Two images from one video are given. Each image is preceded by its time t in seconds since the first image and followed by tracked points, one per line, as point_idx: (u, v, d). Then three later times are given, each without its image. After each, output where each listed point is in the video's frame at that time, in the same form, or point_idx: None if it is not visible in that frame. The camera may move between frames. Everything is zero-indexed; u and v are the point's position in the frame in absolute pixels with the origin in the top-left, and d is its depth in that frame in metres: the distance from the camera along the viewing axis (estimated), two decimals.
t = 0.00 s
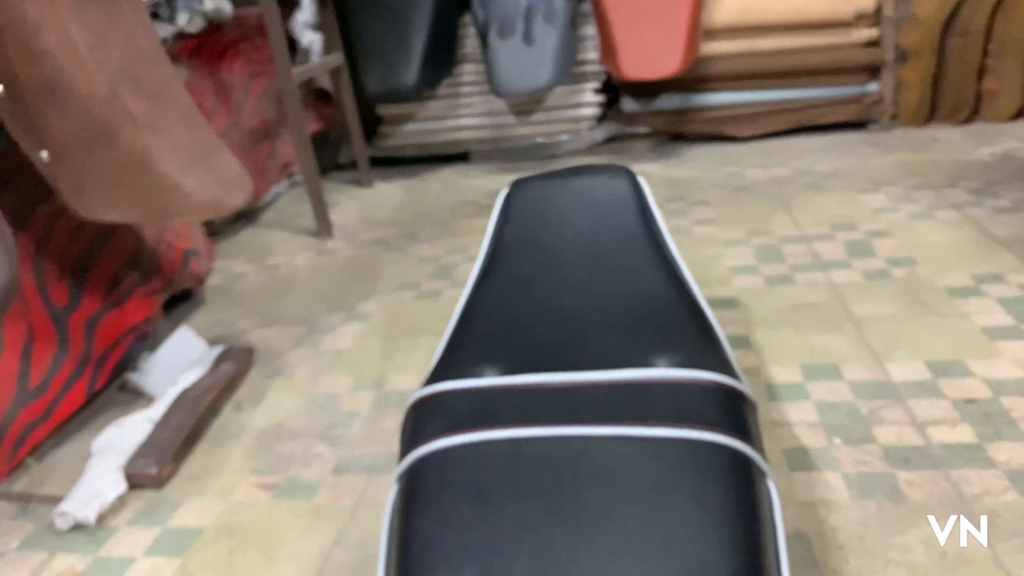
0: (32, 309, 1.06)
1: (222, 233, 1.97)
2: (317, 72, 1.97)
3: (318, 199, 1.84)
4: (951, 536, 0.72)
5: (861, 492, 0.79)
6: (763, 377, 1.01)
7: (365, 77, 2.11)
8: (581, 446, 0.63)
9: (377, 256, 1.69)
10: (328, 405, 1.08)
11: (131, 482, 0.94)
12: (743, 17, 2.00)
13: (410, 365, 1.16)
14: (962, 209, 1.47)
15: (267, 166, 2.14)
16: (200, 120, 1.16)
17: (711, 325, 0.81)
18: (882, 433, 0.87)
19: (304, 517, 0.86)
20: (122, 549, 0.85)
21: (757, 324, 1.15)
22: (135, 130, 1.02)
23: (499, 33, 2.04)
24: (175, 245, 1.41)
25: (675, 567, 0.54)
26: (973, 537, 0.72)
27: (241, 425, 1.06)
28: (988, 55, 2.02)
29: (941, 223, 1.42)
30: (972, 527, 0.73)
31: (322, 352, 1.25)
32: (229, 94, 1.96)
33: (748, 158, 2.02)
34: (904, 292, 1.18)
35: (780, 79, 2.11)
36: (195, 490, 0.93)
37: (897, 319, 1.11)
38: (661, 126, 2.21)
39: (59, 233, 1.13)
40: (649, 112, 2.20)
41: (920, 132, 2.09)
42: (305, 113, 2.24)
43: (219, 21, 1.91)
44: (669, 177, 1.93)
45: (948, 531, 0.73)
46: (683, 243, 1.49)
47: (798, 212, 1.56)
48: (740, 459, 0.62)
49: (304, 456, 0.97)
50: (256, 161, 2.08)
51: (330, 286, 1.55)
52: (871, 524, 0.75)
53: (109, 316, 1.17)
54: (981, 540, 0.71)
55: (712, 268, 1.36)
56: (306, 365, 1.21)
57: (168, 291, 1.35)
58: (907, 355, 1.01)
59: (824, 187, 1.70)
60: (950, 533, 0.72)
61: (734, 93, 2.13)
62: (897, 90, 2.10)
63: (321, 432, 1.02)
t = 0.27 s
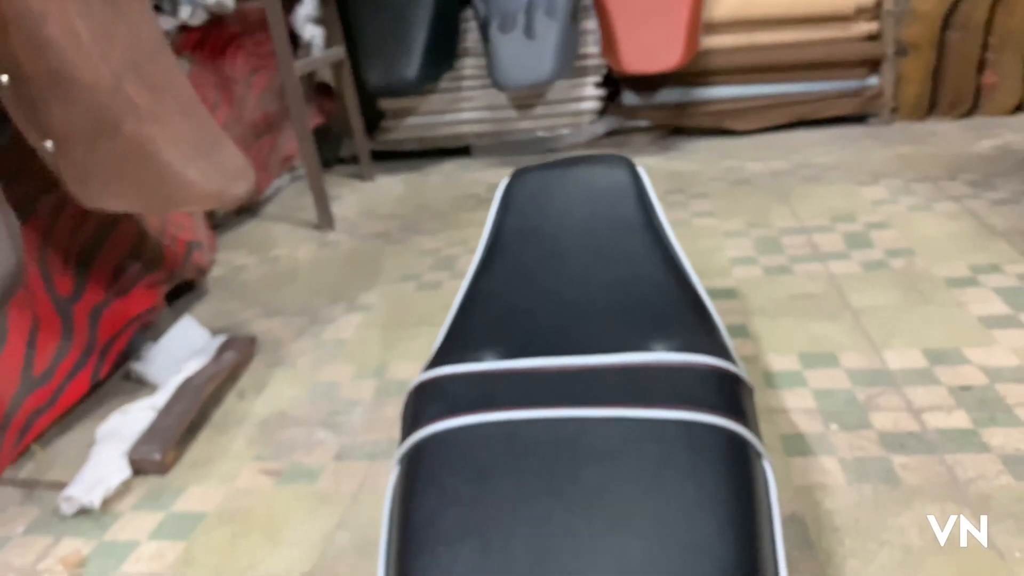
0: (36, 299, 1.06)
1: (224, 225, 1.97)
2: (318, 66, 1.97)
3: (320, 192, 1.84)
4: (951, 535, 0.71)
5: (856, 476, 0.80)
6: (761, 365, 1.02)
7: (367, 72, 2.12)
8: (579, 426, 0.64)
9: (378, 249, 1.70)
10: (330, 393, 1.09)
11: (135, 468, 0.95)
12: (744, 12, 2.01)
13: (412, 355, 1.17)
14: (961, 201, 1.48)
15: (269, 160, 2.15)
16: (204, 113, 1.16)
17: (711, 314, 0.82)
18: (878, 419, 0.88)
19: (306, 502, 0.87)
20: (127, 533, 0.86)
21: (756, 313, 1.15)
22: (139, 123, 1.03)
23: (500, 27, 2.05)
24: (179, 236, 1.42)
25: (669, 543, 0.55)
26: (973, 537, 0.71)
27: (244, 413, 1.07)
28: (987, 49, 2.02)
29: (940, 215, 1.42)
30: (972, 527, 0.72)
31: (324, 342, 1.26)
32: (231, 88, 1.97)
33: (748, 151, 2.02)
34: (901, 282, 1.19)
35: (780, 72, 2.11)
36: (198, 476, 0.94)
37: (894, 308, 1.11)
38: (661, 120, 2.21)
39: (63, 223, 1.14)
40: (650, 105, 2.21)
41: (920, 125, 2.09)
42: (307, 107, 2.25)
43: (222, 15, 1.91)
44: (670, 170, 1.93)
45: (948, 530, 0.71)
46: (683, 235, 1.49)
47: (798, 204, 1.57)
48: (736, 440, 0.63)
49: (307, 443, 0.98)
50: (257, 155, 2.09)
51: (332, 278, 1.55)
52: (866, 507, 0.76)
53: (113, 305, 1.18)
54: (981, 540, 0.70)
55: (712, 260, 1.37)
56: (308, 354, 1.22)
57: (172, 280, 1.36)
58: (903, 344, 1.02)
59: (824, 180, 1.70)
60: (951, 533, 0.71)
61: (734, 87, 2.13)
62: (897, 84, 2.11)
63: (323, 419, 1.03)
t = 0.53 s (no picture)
0: (39, 278, 1.07)
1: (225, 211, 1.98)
2: (318, 51, 1.98)
3: (320, 177, 1.85)
4: (950, 535, 0.69)
5: (850, 446, 0.81)
6: (757, 342, 1.03)
7: (366, 58, 2.13)
8: (575, 394, 0.65)
9: (379, 232, 1.71)
10: (331, 371, 1.11)
11: (139, 444, 0.96)
12: None
13: (412, 334, 1.18)
14: (957, 183, 1.49)
15: (270, 146, 2.15)
16: (204, 93, 1.17)
17: (705, 287, 0.83)
18: (872, 392, 0.89)
19: (309, 474, 0.88)
20: (131, 505, 0.87)
21: (753, 292, 1.16)
22: (140, 102, 1.03)
23: (500, 12, 2.05)
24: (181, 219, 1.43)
25: (663, 505, 0.57)
26: (973, 537, 0.68)
27: (246, 391, 1.08)
28: (986, 34, 2.02)
29: (936, 196, 1.43)
30: (972, 526, 0.69)
31: (325, 322, 1.27)
32: (231, 73, 1.97)
33: (746, 136, 2.03)
34: (897, 261, 1.20)
35: (779, 58, 2.12)
36: (201, 451, 0.95)
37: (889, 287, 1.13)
38: (660, 105, 2.22)
39: (66, 203, 1.15)
40: (649, 91, 2.21)
41: (918, 110, 2.09)
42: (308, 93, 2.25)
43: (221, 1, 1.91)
44: (668, 154, 1.94)
45: (948, 530, 0.69)
46: (681, 217, 1.50)
47: (795, 187, 1.58)
48: (730, 407, 0.64)
49: (308, 418, 1.00)
50: (258, 140, 2.09)
51: (332, 261, 1.56)
52: (859, 476, 0.77)
53: (115, 286, 1.19)
54: (981, 540, 0.68)
55: (709, 241, 1.38)
56: (309, 334, 1.23)
57: (173, 262, 1.37)
58: (897, 320, 1.03)
59: (821, 163, 1.71)
60: (950, 532, 0.69)
61: (733, 72, 2.14)
62: (895, 69, 2.11)
63: (325, 396, 1.04)
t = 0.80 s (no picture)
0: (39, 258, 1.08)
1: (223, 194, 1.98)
2: (315, 33, 1.97)
3: (318, 159, 1.85)
4: (950, 535, 0.66)
5: (844, 416, 0.82)
6: (754, 316, 1.04)
7: (364, 39, 2.12)
8: (572, 363, 0.66)
9: (377, 214, 1.71)
10: (331, 348, 1.11)
11: (140, 420, 0.97)
12: None
13: (411, 312, 1.19)
14: (953, 160, 1.49)
15: (269, 129, 2.15)
16: (203, 73, 1.17)
17: (701, 262, 0.83)
18: (866, 363, 0.90)
19: (309, 447, 0.89)
20: (134, 479, 0.88)
21: (749, 269, 1.17)
22: (139, 80, 1.04)
23: None
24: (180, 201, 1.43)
25: (659, 470, 0.58)
26: (973, 537, 0.66)
27: (246, 368, 1.09)
28: (983, 13, 2.02)
29: (931, 174, 1.44)
30: (972, 526, 0.67)
31: (325, 301, 1.28)
32: (229, 56, 1.97)
33: (744, 117, 2.03)
34: (892, 237, 1.21)
35: (777, 38, 2.11)
36: (203, 426, 0.96)
37: (884, 262, 1.13)
38: (658, 87, 2.21)
39: (65, 184, 1.15)
40: (647, 73, 2.21)
41: (915, 90, 2.10)
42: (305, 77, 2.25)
43: None
44: (666, 135, 1.94)
45: (948, 530, 0.67)
46: (678, 196, 1.51)
47: (792, 166, 1.58)
48: (725, 375, 0.65)
49: (309, 394, 1.01)
50: (257, 124, 2.09)
51: (331, 242, 1.57)
52: (852, 444, 0.78)
53: (116, 266, 1.20)
54: (982, 540, 0.65)
55: (706, 219, 1.39)
56: (309, 313, 1.24)
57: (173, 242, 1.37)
58: (892, 294, 1.04)
59: (818, 143, 1.71)
60: (950, 533, 0.66)
61: (731, 53, 2.13)
62: (892, 49, 2.11)
63: (325, 372, 1.05)
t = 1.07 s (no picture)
0: (39, 241, 1.08)
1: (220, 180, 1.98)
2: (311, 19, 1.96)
3: (315, 145, 1.85)
4: (950, 536, 0.64)
5: (837, 392, 0.83)
6: (749, 296, 1.04)
7: (360, 25, 2.12)
8: (567, 337, 0.66)
9: (374, 199, 1.71)
10: (329, 330, 1.12)
11: (140, 400, 0.98)
12: None
13: (408, 294, 1.20)
14: (948, 143, 1.50)
15: (265, 115, 2.14)
16: (197, 53, 1.15)
17: (697, 242, 0.84)
18: (860, 341, 0.91)
19: (308, 426, 0.90)
20: (135, 458, 0.89)
21: (745, 250, 1.18)
22: (136, 63, 1.02)
23: None
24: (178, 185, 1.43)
25: (653, 440, 0.58)
26: (973, 537, 0.64)
27: (245, 350, 1.09)
28: None
29: (926, 157, 1.44)
30: (972, 526, 0.65)
31: (323, 284, 1.28)
32: (225, 42, 1.96)
33: (740, 102, 2.03)
34: (887, 219, 1.21)
35: (774, 23, 2.11)
36: (202, 406, 0.97)
37: (879, 243, 1.14)
38: (655, 72, 2.22)
39: (64, 168, 1.15)
40: (643, 58, 2.21)
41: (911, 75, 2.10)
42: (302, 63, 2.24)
43: None
44: (663, 120, 1.94)
45: (948, 530, 0.65)
46: (674, 179, 1.51)
47: (788, 150, 1.59)
48: (719, 349, 0.65)
49: (307, 374, 1.01)
50: (253, 110, 2.09)
51: (328, 226, 1.57)
52: (845, 419, 0.79)
53: (114, 249, 1.20)
54: (981, 540, 0.64)
55: (702, 202, 1.39)
56: (307, 296, 1.24)
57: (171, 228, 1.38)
58: (887, 275, 1.05)
59: (814, 127, 1.72)
60: (950, 533, 0.65)
61: (729, 38, 2.12)
62: (887, 34, 2.12)
63: (323, 353, 1.06)
